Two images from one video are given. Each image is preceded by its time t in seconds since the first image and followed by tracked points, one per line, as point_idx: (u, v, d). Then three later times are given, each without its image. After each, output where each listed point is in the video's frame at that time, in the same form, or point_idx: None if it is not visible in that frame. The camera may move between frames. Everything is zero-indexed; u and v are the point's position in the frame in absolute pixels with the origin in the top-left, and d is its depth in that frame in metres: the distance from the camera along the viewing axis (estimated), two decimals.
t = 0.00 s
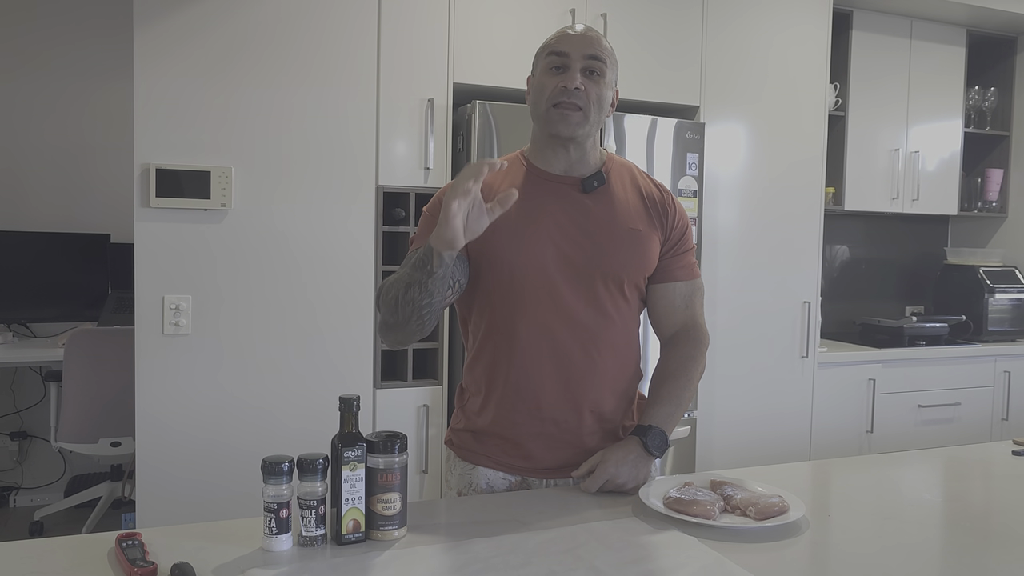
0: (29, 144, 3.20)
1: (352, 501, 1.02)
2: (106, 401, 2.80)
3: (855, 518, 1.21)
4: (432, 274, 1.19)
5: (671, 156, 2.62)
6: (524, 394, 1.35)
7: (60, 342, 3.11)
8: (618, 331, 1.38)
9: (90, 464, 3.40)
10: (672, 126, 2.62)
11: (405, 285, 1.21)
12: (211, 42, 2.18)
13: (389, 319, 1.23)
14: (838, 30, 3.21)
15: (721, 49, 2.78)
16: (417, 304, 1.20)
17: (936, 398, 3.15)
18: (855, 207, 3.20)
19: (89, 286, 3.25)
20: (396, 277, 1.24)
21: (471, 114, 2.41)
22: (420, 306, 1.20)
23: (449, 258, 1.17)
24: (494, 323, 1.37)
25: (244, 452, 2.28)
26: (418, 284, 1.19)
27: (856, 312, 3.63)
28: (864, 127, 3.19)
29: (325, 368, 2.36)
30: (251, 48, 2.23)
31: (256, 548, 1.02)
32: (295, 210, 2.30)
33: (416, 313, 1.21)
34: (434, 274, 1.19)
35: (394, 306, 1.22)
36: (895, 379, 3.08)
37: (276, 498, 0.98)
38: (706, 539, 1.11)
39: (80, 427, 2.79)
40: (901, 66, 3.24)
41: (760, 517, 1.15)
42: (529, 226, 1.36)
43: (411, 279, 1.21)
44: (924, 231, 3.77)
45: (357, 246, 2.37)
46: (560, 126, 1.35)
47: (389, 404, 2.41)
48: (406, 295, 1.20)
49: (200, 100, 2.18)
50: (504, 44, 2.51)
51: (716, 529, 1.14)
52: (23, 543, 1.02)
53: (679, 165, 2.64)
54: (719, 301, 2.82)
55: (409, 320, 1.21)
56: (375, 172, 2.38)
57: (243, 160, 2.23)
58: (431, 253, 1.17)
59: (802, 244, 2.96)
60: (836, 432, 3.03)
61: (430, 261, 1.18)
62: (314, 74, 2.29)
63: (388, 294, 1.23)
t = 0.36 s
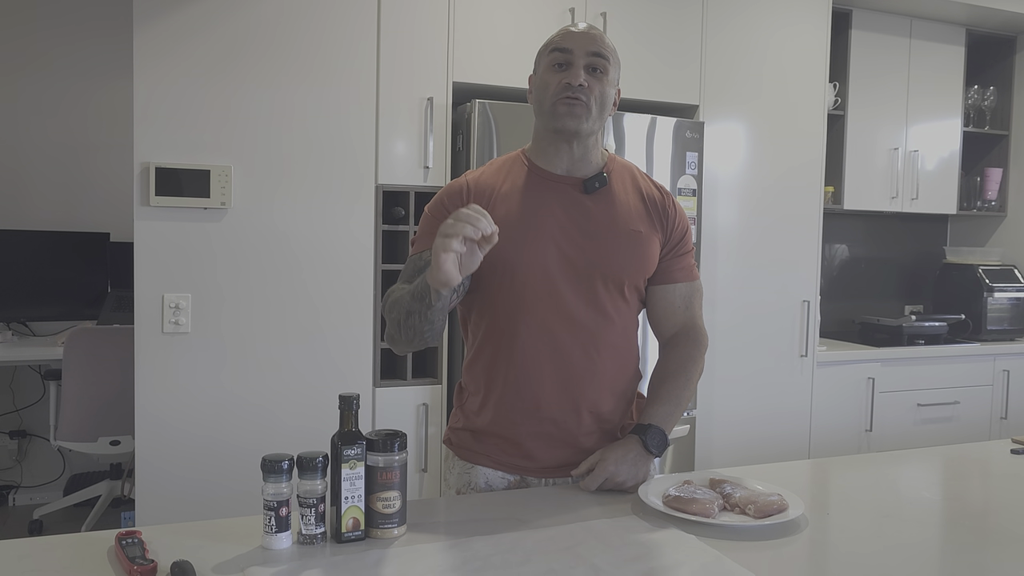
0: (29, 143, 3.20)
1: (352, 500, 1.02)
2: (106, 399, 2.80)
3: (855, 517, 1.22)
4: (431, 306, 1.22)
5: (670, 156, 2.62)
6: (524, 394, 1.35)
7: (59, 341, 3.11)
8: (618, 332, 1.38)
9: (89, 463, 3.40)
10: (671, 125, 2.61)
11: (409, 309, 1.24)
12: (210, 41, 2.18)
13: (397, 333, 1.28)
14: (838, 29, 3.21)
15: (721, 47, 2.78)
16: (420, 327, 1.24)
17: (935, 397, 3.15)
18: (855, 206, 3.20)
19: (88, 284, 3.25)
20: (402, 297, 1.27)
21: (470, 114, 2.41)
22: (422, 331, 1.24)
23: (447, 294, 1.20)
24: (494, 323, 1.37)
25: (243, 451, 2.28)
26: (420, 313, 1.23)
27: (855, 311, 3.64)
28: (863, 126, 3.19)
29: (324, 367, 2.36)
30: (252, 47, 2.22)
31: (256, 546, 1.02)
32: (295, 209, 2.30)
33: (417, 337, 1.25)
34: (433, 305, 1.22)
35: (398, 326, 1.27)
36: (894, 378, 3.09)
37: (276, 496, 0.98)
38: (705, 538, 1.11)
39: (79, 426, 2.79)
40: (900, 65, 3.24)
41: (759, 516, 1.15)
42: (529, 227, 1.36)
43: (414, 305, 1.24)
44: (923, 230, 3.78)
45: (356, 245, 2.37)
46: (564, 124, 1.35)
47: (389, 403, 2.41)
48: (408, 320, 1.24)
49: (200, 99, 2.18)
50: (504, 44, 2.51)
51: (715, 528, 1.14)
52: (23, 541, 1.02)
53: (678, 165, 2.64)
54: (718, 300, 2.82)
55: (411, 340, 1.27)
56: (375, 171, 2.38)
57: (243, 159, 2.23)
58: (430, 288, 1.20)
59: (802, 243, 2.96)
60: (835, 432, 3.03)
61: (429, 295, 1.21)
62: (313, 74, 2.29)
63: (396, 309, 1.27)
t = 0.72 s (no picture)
0: (31, 141, 3.20)
1: (353, 498, 1.02)
2: (107, 397, 2.80)
3: (857, 515, 1.21)
4: (432, 302, 1.22)
5: (672, 154, 2.62)
6: (525, 393, 1.35)
7: (60, 338, 3.11)
8: (619, 331, 1.38)
9: (91, 461, 3.40)
10: (673, 122, 2.61)
11: (410, 307, 1.24)
12: (211, 39, 2.18)
13: (397, 334, 1.27)
14: (840, 27, 3.20)
15: (723, 49, 2.78)
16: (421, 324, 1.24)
17: (937, 396, 3.15)
18: (856, 204, 3.19)
19: (90, 281, 3.26)
20: (401, 296, 1.27)
21: (472, 112, 2.41)
22: (424, 327, 1.24)
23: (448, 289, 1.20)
24: (495, 321, 1.37)
25: (244, 449, 2.28)
26: (421, 310, 1.23)
27: (857, 309, 3.63)
28: (865, 124, 3.19)
29: (325, 365, 2.36)
30: (253, 45, 2.22)
31: (257, 544, 1.02)
32: (296, 207, 2.30)
33: (419, 335, 1.25)
34: (435, 301, 1.22)
35: (399, 324, 1.26)
36: (895, 377, 3.08)
37: (277, 494, 0.98)
38: (707, 536, 1.11)
39: (80, 423, 2.79)
40: (902, 64, 3.24)
41: (761, 514, 1.15)
42: (531, 225, 1.36)
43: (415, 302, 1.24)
44: (924, 228, 3.77)
45: (357, 242, 2.37)
46: (565, 124, 1.34)
47: (390, 401, 2.41)
48: (410, 318, 1.24)
49: (201, 97, 2.18)
50: (504, 41, 2.51)
51: (717, 526, 1.14)
52: (24, 539, 1.02)
53: (679, 163, 2.64)
54: (720, 297, 2.82)
55: (413, 337, 1.26)
56: (376, 169, 2.38)
57: (244, 157, 2.23)
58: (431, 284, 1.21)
59: (803, 241, 2.96)
60: (836, 430, 3.03)
61: (431, 291, 1.21)
62: (314, 72, 2.29)
63: (395, 310, 1.27)
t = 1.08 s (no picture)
0: (31, 139, 3.19)
1: (355, 496, 1.02)
2: (108, 395, 2.80)
3: (859, 514, 1.21)
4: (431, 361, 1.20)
5: (673, 152, 2.62)
6: (527, 391, 1.35)
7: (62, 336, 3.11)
8: (621, 329, 1.37)
9: (92, 459, 3.40)
10: (674, 120, 2.61)
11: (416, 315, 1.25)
12: (212, 37, 2.17)
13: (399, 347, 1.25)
14: (842, 24, 3.19)
15: (725, 47, 2.77)
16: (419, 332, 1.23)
17: (938, 394, 3.14)
18: (858, 202, 3.19)
19: (91, 279, 3.26)
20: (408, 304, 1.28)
21: (472, 110, 2.41)
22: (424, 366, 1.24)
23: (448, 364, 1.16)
24: (499, 321, 1.37)
25: (245, 447, 2.28)
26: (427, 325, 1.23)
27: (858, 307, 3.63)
28: (866, 122, 3.18)
29: (326, 364, 2.36)
30: (253, 43, 2.22)
31: (259, 542, 1.02)
32: (296, 204, 2.29)
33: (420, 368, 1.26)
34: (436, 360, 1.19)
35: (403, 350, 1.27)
36: (897, 375, 3.08)
37: (279, 492, 0.98)
38: (710, 534, 1.11)
39: (82, 421, 2.79)
40: (903, 62, 3.23)
41: (763, 512, 1.15)
42: (532, 224, 1.35)
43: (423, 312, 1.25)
44: (925, 226, 3.76)
45: (358, 240, 2.36)
46: (566, 120, 1.34)
47: (391, 399, 2.41)
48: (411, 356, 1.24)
49: (202, 94, 2.17)
50: (505, 37, 2.50)
51: (719, 524, 1.14)
52: (25, 537, 1.02)
53: (681, 161, 2.64)
54: (721, 295, 2.82)
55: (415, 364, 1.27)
56: (377, 166, 2.37)
57: (245, 154, 2.23)
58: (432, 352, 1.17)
59: (805, 240, 2.95)
60: (837, 428, 3.02)
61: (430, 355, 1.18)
62: (315, 69, 2.29)
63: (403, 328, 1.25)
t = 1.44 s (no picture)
0: (32, 137, 3.19)
1: (357, 494, 1.02)
2: (110, 393, 2.80)
3: (861, 513, 1.21)
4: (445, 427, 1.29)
5: (675, 150, 2.61)
6: (529, 392, 1.35)
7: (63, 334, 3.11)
8: (622, 328, 1.37)
9: (93, 457, 3.40)
10: (677, 118, 2.60)
11: (428, 375, 1.30)
12: (213, 36, 2.17)
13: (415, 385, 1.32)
14: (844, 22, 3.18)
15: (727, 46, 2.77)
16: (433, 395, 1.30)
17: (940, 393, 3.14)
18: (860, 201, 3.18)
19: (93, 277, 3.26)
20: (421, 352, 1.32)
21: (474, 108, 2.40)
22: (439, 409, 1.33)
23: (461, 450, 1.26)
24: (501, 323, 1.37)
25: (247, 445, 2.28)
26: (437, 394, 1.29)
27: (859, 306, 3.62)
28: (868, 121, 3.18)
29: (327, 362, 2.35)
30: (254, 41, 2.21)
31: (260, 541, 1.02)
32: (297, 202, 2.29)
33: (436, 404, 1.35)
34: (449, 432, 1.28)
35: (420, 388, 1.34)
36: (898, 374, 3.07)
37: (280, 491, 0.98)
38: (712, 533, 1.10)
39: (83, 419, 2.79)
40: (906, 61, 3.22)
41: (766, 511, 1.14)
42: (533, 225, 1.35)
43: (435, 380, 1.30)
44: (927, 225, 3.76)
45: (359, 238, 2.36)
46: (562, 119, 1.34)
47: (392, 398, 2.41)
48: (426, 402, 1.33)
49: (203, 93, 2.17)
50: (506, 35, 2.49)
51: (722, 523, 1.13)
52: (27, 535, 1.02)
53: (682, 159, 2.63)
54: (723, 294, 2.81)
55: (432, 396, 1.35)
56: (379, 165, 2.37)
57: (246, 152, 2.23)
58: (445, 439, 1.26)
59: (807, 238, 2.95)
60: (839, 427, 3.02)
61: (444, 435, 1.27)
62: (316, 67, 2.28)
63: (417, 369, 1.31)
